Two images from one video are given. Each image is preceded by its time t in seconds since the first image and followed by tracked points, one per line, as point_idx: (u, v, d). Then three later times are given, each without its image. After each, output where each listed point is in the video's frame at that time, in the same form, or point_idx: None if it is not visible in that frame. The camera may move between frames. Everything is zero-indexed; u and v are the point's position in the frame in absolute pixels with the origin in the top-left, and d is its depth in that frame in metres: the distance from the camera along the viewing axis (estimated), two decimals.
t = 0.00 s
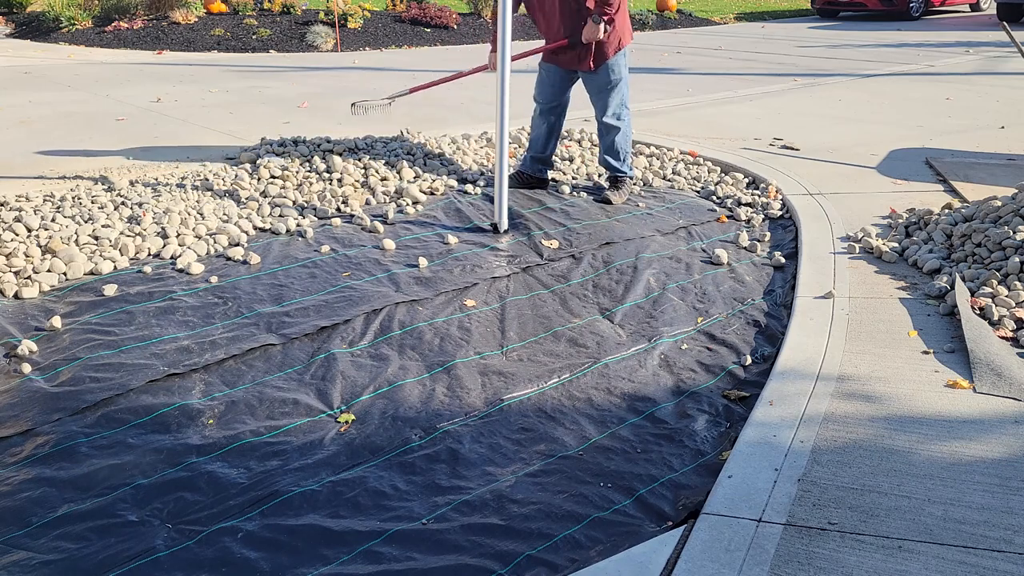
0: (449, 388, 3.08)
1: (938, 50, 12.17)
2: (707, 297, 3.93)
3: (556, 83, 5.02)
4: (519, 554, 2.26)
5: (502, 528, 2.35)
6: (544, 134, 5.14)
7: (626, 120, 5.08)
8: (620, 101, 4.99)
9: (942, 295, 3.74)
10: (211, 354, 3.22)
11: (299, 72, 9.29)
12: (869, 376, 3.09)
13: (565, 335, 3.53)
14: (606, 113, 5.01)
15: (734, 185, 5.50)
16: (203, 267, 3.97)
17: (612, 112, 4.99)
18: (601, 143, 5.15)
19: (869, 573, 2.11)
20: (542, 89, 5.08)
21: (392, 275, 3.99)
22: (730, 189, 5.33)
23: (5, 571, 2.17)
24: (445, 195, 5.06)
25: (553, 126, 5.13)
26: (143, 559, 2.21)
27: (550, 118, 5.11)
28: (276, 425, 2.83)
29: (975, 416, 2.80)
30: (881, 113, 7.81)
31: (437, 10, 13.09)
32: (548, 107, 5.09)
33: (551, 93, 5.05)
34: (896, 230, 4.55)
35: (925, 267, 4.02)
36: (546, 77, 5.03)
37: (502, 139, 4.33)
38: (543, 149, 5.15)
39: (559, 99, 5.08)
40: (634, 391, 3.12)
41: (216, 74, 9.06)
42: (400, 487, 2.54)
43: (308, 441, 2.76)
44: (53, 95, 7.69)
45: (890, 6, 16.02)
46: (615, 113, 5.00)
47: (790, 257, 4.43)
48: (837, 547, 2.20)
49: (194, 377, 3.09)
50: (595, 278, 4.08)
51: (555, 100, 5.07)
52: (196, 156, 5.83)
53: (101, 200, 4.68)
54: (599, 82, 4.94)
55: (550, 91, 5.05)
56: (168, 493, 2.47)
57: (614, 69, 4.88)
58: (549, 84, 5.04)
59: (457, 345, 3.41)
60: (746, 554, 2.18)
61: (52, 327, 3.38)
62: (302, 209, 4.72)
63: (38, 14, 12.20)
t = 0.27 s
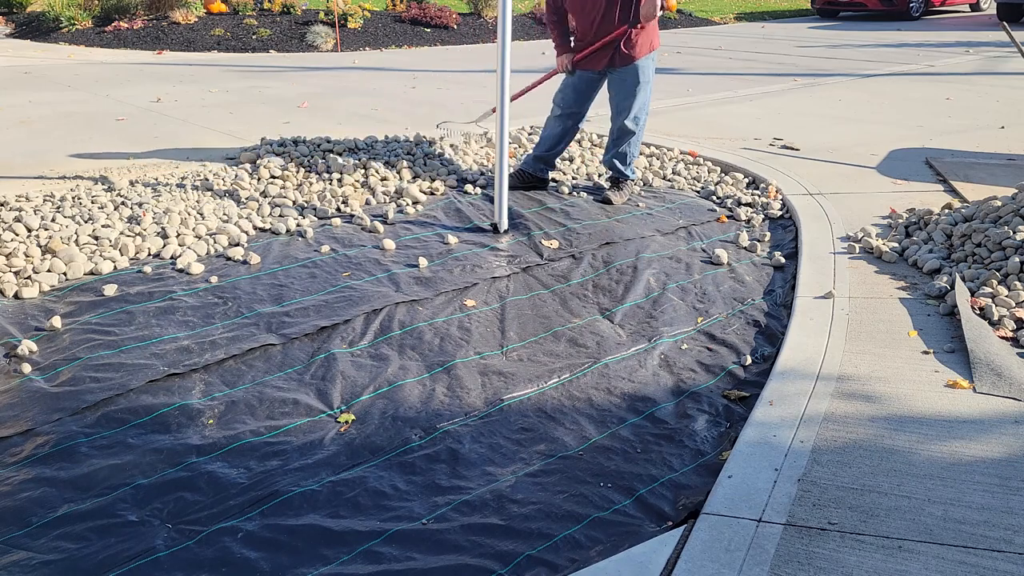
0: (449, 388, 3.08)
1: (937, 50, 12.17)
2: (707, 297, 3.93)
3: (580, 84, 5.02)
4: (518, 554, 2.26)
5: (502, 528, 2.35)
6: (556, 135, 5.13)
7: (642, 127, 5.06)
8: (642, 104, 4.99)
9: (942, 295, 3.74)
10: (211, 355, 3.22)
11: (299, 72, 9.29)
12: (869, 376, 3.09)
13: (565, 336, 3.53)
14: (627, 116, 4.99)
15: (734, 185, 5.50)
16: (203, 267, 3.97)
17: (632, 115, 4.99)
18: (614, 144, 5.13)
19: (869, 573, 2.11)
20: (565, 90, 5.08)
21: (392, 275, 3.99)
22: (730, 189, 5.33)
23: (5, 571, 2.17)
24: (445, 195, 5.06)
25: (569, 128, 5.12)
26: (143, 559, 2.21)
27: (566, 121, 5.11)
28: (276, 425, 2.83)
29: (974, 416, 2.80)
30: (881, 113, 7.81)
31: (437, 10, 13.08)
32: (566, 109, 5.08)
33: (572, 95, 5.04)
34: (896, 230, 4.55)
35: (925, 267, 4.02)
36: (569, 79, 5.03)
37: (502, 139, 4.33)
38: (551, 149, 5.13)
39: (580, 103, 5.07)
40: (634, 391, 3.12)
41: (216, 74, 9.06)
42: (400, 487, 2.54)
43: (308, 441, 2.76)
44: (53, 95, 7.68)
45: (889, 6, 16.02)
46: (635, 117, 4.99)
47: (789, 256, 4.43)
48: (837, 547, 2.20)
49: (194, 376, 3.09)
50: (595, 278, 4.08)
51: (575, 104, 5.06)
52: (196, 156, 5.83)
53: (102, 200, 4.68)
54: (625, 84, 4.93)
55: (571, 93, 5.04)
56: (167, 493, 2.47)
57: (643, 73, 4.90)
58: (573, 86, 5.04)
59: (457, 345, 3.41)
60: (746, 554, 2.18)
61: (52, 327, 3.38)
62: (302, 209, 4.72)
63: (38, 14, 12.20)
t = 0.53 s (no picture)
0: (449, 388, 3.08)
1: (937, 50, 12.17)
2: (707, 297, 3.93)
3: (584, 85, 4.98)
4: (519, 554, 2.26)
5: (502, 528, 2.36)
6: (557, 135, 5.10)
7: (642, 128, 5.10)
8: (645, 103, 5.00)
9: (942, 295, 3.74)
10: (211, 354, 3.22)
11: (299, 72, 9.29)
12: (870, 376, 3.09)
13: (565, 336, 3.53)
14: (630, 116, 4.99)
15: (734, 185, 5.50)
16: (203, 266, 3.97)
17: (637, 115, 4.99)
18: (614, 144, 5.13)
19: (869, 573, 2.11)
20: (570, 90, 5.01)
21: (392, 275, 3.99)
22: (730, 189, 5.33)
23: (6, 570, 2.17)
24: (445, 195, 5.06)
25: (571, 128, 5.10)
26: (143, 559, 2.21)
27: (567, 121, 5.07)
28: (275, 425, 2.83)
29: (974, 416, 2.80)
30: (881, 113, 7.81)
31: (437, 10, 13.08)
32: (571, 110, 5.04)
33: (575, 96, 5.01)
34: (896, 230, 4.55)
35: (925, 267, 4.02)
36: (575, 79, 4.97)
37: (502, 139, 4.33)
38: (552, 149, 5.12)
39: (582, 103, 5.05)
40: (633, 391, 3.12)
41: (216, 74, 9.06)
42: (400, 487, 2.54)
43: (309, 440, 2.76)
44: (52, 95, 7.68)
45: (890, 6, 16.02)
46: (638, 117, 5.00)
47: (789, 256, 4.43)
48: (836, 547, 2.20)
49: (194, 376, 3.09)
50: (595, 278, 4.08)
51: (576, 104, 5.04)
52: (196, 155, 5.82)
53: (102, 200, 4.68)
54: (628, 84, 4.93)
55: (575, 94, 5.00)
56: (168, 493, 2.47)
57: (648, 73, 4.91)
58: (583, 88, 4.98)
59: (457, 345, 3.41)
60: (746, 555, 2.18)
61: (52, 327, 3.38)
62: (302, 209, 4.72)
63: (38, 14, 12.20)
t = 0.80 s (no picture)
0: (449, 388, 3.08)
1: (938, 50, 12.17)
2: (707, 297, 3.93)
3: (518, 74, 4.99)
4: (519, 554, 2.26)
5: (502, 528, 2.35)
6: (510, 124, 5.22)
7: (565, 110, 5.03)
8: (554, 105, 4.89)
9: (942, 295, 3.74)
10: (211, 355, 3.22)
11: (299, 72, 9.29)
12: (870, 376, 3.09)
13: (565, 336, 3.53)
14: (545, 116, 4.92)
15: (734, 185, 5.50)
16: (203, 267, 3.97)
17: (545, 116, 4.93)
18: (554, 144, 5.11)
19: (869, 573, 2.11)
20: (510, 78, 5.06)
21: (392, 275, 3.99)
22: (730, 189, 5.33)
23: (5, 570, 2.17)
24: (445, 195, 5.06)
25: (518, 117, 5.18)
26: (143, 559, 2.21)
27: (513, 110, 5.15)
28: (276, 425, 2.83)
29: (974, 416, 2.80)
30: (882, 113, 7.81)
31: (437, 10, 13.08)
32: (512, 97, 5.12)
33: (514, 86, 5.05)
34: (896, 230, 4.55)
35: (925, 267, 4.02)
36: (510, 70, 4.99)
37: (502, 139, 4.33)
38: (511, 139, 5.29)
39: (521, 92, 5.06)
40: (634, 391, 3.12)
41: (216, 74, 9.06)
42: (400, 487, 2.54)
43: (309, 441, 2.76)
44: (52, 95, 7.68)
45: (890, 6, 16.02)
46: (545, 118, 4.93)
47: (789, 256, 4.43)
48: (836, 547, 2.20)
49: (194, 376, 3.09)
50: (595, 278, 4.08)
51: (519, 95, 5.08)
52: (195, 156, 5.82)
53: (102, 200, 4.68)
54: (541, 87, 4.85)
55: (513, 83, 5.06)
56: (168, 493, 2.47)
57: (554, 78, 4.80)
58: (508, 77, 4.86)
59: (457, 345, 3.41)
60: (746, 554, 2.18)
61: (52, 327, 3.38)
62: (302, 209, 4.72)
63: (38, 14, 12.20)
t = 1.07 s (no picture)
0: (449, 388, 3.08)
1: (938, 50, 12.17)
2: (707, 297, 3.93)
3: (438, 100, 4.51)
4: (518, 554, 2.26)
5: (502, 528, 2.35)
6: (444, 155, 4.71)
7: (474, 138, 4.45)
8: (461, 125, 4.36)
9: (942, 295, 3.74)
10: (211, 355, 3.22)
11: (299, 73, 9.28)
12: (869, 376, 3.09)
13: (565, 335, 3.53)
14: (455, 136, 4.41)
15: (734, 185, 5.50)
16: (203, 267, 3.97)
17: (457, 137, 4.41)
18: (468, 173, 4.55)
19: (869, 573, 2.11)
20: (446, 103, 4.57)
21: (392, 275, 3.99)
22: (730, 189, 5.33)
23: (5, 571, 2.17)
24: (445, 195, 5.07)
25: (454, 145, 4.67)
26: (143, 559, 2.21)
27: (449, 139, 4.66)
28: (276, 425, 2.83)
29: (974, 416, 2.80)
30: (882, 113, 7.81)
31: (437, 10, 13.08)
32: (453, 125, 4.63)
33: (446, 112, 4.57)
34: (896, 230, 4.55)
35: (925, 267, 4.02)
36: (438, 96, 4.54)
37: (502, 139, 4.33)
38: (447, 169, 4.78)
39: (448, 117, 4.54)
40: (634, 390, 3.13)
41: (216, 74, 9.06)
42: (400, 487, 2.54)
43: (309, 441, 2.76)
44: (52, 95, 7.68)
45: (890, 6, 16.03)
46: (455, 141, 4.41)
47: (790, 256, 4.43)
48: (837, 547, 2.20)
49: (194, 376, 3.09)
50: (595, 278, 4.08)
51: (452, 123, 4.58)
52: (195, 156, 5.82)
53: (101, 200, 4.68)
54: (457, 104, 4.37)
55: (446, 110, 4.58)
56: (168, 493, 2.47)
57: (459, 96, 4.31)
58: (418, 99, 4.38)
59: (457, 345, 3.40)
60: (746, 554, 2.18)
61: (52, 327, 3.38)
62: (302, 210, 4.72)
63: (38, 14, 12.19)
